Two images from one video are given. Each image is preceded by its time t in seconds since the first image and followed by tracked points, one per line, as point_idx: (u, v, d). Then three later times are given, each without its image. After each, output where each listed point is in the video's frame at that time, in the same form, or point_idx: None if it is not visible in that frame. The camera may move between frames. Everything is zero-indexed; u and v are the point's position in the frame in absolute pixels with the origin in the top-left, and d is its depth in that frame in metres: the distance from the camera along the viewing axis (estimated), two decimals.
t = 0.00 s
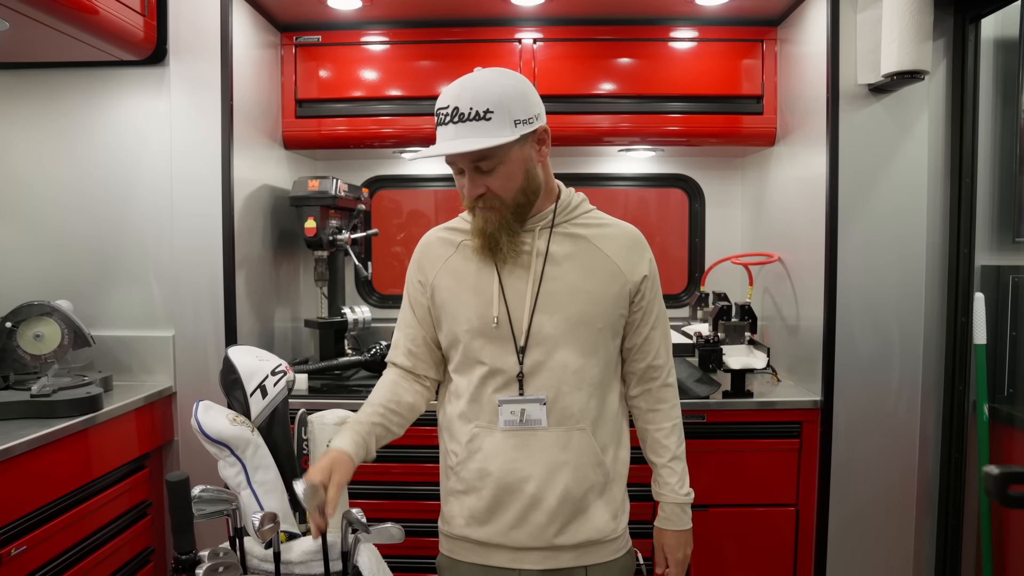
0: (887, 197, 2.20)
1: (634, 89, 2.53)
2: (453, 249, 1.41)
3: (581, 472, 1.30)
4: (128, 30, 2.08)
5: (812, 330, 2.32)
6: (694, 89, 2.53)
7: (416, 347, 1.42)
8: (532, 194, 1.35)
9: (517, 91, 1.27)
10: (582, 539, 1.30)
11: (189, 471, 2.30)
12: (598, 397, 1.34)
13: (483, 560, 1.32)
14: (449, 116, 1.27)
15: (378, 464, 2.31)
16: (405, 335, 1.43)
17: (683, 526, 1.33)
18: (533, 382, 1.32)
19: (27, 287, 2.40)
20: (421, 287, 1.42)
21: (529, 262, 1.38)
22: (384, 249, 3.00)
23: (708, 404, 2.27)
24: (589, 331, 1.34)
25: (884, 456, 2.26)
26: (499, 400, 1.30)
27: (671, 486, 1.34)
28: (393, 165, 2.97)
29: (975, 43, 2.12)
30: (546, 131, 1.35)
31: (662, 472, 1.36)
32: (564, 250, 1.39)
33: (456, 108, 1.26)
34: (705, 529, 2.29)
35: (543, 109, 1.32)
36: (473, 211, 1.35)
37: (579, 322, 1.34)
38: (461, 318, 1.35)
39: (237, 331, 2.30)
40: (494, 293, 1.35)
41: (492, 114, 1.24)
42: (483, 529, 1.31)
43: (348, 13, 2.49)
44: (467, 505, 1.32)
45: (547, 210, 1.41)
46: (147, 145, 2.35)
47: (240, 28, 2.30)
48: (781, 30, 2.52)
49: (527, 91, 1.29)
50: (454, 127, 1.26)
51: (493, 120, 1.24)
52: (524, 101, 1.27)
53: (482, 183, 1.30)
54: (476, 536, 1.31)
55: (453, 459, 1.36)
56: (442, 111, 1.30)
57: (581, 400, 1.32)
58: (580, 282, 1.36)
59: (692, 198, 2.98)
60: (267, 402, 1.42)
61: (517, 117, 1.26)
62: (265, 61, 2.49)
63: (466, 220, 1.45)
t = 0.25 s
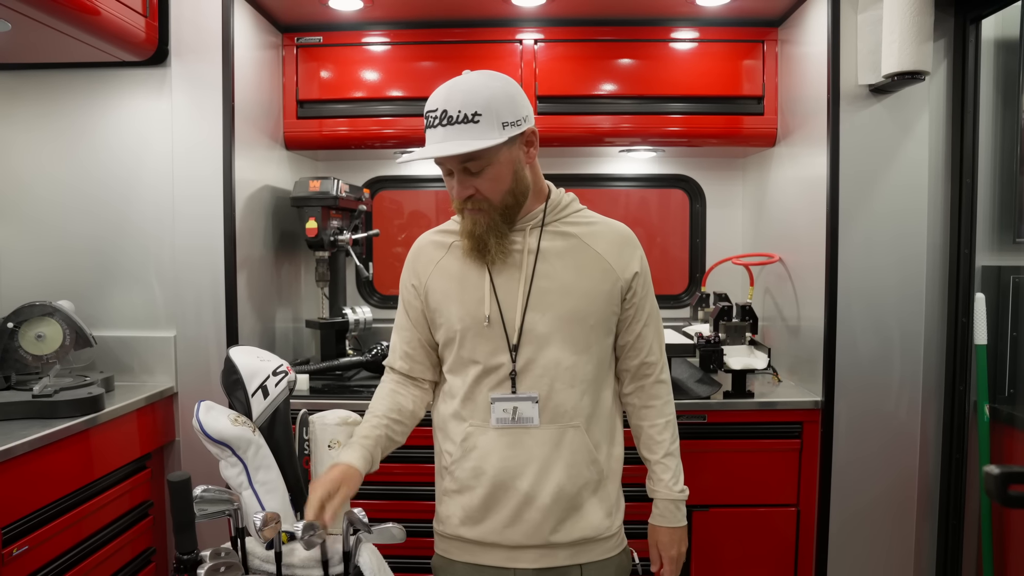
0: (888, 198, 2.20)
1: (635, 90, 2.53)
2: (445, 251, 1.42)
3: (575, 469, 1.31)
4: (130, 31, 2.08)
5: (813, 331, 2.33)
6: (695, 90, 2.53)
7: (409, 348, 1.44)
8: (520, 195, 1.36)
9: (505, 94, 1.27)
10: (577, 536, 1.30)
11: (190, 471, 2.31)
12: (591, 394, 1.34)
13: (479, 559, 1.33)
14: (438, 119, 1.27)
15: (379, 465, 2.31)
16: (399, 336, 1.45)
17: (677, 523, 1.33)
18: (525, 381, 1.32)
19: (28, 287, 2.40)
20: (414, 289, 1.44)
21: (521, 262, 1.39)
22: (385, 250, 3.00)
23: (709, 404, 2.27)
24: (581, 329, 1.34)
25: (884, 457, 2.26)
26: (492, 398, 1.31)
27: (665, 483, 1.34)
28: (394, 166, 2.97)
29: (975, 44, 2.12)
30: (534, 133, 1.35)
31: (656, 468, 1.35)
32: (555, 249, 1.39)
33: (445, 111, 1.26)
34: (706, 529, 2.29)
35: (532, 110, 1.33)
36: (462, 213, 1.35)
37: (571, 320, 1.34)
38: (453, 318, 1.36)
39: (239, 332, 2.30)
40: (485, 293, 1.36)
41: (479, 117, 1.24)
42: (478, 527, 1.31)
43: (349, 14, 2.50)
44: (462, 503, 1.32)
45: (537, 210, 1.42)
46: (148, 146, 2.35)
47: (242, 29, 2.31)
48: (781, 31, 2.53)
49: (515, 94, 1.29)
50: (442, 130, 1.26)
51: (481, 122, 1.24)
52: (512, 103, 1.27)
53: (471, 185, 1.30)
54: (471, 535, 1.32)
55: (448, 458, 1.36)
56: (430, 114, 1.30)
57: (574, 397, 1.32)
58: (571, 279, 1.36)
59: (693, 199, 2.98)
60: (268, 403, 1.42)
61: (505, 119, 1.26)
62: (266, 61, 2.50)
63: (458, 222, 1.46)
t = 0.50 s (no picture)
0: (888, 198, 2.21)
1: (635, 90, 2.54)
2: (440, 250, 1.43)
3: (571, 466, 1.31)
4: (130, 31, 2.08)
5: (813, 330, 2.33)
6: (695, 90, 2.54)
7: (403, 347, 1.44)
8: (511, 196, 1.35)
9: (494, 96, 1.27)
10: (574, 534, 1.31)
11: (191, 472, 2.30)
12: (587, 392, 1.34)
13: (476, 556, 1.33)
14: (427, 120, 1.28)
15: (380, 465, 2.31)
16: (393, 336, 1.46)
17: (676, 519, 1.33)
18: (520, 379, 1.32)
19: (28, 288, 2.40)
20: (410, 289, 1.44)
21: (516, 260, 1.39)
22: (385, 251, 3.00)
23: (709, 404, 2.27)
24: (576, 326, 1.34)
25: (884, 456, 2.26)
26: (486, 396, 1.31)
27: (663, 479, 1.34)
28: (394, 167, 2.97)
29: (974, 44, 2.13)
30: (524, 134, 1.35)
31: (654, 465, 1.36)
32: (550, 247, 1.39)
33: (434, 112, 1.27)
34: (706, 529, 2.29)
35: (522, 111, 1.32)
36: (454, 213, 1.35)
37: (566, 317, 1.34)
38: (448, 317, 1.37)
39: (239, 332, 2.30)
40: (479, 291, 1.36)
41: (467, 117, 1.24)
42: (476, 525, 1.31)
43: (349, 15, 2.50)
44: (459, 502, 1.32)
45: (529, 210, 1.42)
46: (149, 146, 2.35)
47: (242, 29, 2.31)
48: (781, 31, 2.53)
49: (505, 96, 1.29)
50: (431, 131, 1.26)
51: (469, 123, 1.24)
52: (500, 103, 1.27)
53: (460, 185, 1.30)
54: (469, 533, 1.32)
55: (445, 456, 1.36)
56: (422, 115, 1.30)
57: (569, 395, 1.32)
58: (566, 277, 1.36)
59: (693, 199, 2.98)
60: (268, 404, 1.42)
61: (493, 120, 1.26)
62: (266, 62, 2.50)
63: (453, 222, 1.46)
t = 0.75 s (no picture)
0: (889, 199, 2.21)
1: (636, 92, 2.54)
2: (438, 252, 1.43)
3: (567, 467, 1.31)
4: (133, 34, 2.08)
5: (814, 332, 2.33)
6: (696, 92, 2.54)
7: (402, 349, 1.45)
8: (507, 197, 1.35)
9: (490, 99, 1.28)
10: (570, 534, 1.31)
11: (193, 473, 2.31)
12: (583, 393, 1.34)
13: (474, 556, 1.33)
14: (422, 122, 1.28)
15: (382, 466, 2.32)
16: (392, 337, 1.46)
17: (674, 520, 1.33)
18: (516, 379, 1.33)
19: (30, 290, 2.40)
20: (408, 290, 1.45)
21: (512, 262, 1.39)
22: (387, 252, 3.01)
23: (710, 405, 2.28)
24: (572, 328, 1.35)
25: (886, 457, 2.26)
26: (482, 397, 1.31)
27: (662, 481, 1.34)
28: (396, 168, 2.97)
29: (975, 45, 2.13)
30: (519, 136, 1.36)
31: (653, 466, 1.36)
32: (546, 249, 1.39)
33: (429, 114, 1.27)
34: (708, 530, 2.29)
35: (517, 113, 1.33)
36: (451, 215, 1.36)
37: (562, 319, 1.34)
38: (444, 318, 1.37)
39: (242, 334, 2.31)
40: (476, 292, 1.37)
41: (462, 119, 1.25)
42: (472, 524, 1.32)
43: (350, 17, 2.50)
44: (456, 501, 1.32)
45: (526, 212, 1.42)
46: (151, 149, 2.35)
47: (244, 31, 2.31)
48: (782, 32, 2.53)
49: (501, 99, 1.30)
50: (426, 132, 1.26)
51: (463, 124, 1.25)
52: (495, 105, 1.28)
53: (456, 186, 1.30)
54: (466, 533, 1.32)
55: (441, 456, 1.36)
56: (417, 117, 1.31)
57: (565, 395, 1.32)
58: (563, 278, 1.37)
59: (694, 200, 2.99)
60: (271, 405, 1.42)
61: (488, 121, 1.27)
62: (268, 64, 2.50)
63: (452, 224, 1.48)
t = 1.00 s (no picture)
0: (889, 201, 2.21)
1: (637, 93, 2.54)
2: (445, 249, 1.43)
3: (568, 468, 1.31)
4: (134, 35, 2.08)
5: (815, 333, 2.33)
6: (696, 93, 2.54)
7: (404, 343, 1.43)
8: (521, 193, 1.36)
9: (507, 93, 1.29)
10: (570, 537, 1.31)
11: (194, 474, 2.31)
12: (585, 395, 1.34)
13: (474, 558, 1.33)
14: (439, 113, 1.28)
15: (383, 467, 2.32)
16: (393, 330, 1.43)
17: (671, 529, 1.33)
18: (518, 378, 1.33)
19: (32, 291, 2.40)
20: (413, 285, 1.44)
21: (517, 261, 1.39)
22: (388, 253, 3.01)
23: (711, 407, 2.28)
24: (576, 330, 1.34)
25: (886, 459, 2.26)
26: (484, 394, 1.31)
27: (660, 489, 1.34)
28: (397, 169, 2.98)
29: (976, 46, 2.13)
30: (534, 133, 1.37)
31: (651, 474, 1.36)
32: (552, 250, 1.39)
33: (447, 105, 1.27)
34: (708, 531, 2.29)
35: (533, 111, 1.35)
36: (465, 210, 1.36)
37: (566, 320, 1.34)
38: (449, 315, 1.37)
39: (242, 335, 2.31)
40: (480, 290, 1.37)
41: (480, 110, 1.25)
42: (473, 526, 1.32)
43: (352, 18, 2.50)
44: (456, 502, 1.33)
45: (536, 211, 1.43)
46: (152, 150, 2.35)
47: (244, 32, 2.31)
48: (783, 34, 2.53)
49: (518, 95, 1.31)
50: (444, 122, 1.26)
51: (482, 116, 1.25)
52: (512, 99, 1.29)
53: (470, 179, 1.31)
54: (466, 534, 1.32)
55: (443, 456, 1.37)
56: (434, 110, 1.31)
57: (567, 397, 1.32)
58: (568, 280, 1.37)
59: (695, 201, 2.99)
60: (272, 406, 1.42)
61: (505, 115, 1.28)
62: (269, 65, 2.50)
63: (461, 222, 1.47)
